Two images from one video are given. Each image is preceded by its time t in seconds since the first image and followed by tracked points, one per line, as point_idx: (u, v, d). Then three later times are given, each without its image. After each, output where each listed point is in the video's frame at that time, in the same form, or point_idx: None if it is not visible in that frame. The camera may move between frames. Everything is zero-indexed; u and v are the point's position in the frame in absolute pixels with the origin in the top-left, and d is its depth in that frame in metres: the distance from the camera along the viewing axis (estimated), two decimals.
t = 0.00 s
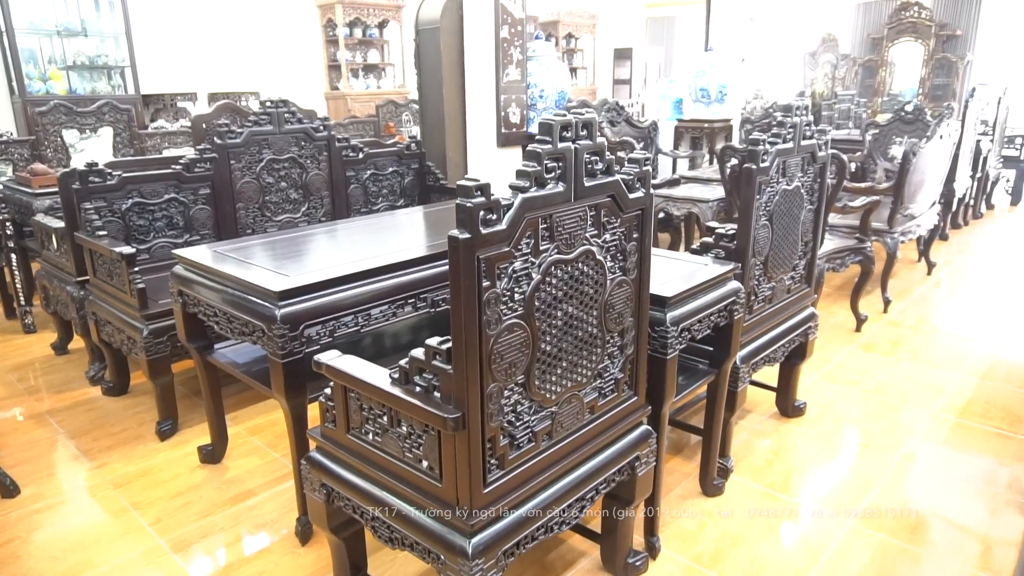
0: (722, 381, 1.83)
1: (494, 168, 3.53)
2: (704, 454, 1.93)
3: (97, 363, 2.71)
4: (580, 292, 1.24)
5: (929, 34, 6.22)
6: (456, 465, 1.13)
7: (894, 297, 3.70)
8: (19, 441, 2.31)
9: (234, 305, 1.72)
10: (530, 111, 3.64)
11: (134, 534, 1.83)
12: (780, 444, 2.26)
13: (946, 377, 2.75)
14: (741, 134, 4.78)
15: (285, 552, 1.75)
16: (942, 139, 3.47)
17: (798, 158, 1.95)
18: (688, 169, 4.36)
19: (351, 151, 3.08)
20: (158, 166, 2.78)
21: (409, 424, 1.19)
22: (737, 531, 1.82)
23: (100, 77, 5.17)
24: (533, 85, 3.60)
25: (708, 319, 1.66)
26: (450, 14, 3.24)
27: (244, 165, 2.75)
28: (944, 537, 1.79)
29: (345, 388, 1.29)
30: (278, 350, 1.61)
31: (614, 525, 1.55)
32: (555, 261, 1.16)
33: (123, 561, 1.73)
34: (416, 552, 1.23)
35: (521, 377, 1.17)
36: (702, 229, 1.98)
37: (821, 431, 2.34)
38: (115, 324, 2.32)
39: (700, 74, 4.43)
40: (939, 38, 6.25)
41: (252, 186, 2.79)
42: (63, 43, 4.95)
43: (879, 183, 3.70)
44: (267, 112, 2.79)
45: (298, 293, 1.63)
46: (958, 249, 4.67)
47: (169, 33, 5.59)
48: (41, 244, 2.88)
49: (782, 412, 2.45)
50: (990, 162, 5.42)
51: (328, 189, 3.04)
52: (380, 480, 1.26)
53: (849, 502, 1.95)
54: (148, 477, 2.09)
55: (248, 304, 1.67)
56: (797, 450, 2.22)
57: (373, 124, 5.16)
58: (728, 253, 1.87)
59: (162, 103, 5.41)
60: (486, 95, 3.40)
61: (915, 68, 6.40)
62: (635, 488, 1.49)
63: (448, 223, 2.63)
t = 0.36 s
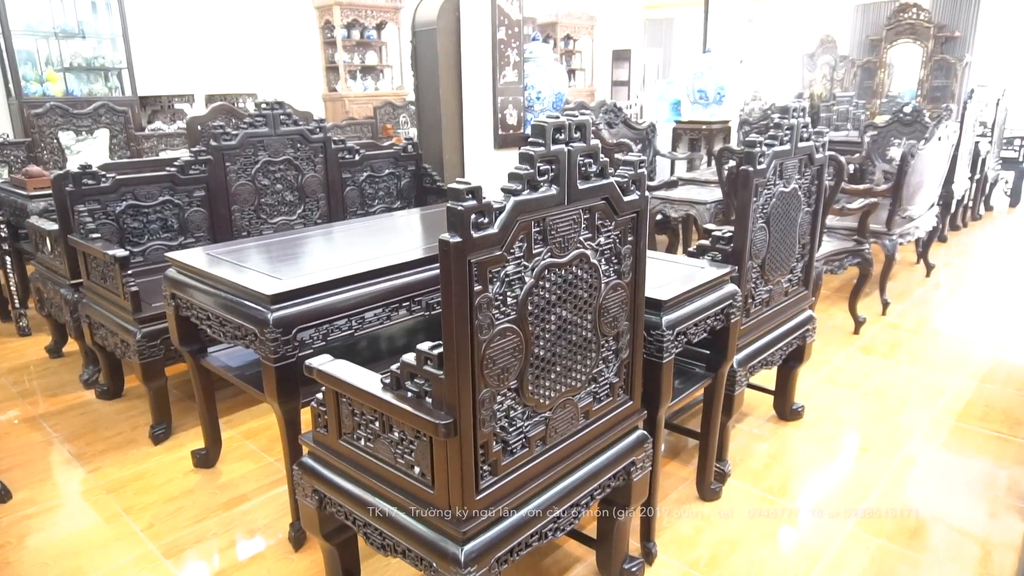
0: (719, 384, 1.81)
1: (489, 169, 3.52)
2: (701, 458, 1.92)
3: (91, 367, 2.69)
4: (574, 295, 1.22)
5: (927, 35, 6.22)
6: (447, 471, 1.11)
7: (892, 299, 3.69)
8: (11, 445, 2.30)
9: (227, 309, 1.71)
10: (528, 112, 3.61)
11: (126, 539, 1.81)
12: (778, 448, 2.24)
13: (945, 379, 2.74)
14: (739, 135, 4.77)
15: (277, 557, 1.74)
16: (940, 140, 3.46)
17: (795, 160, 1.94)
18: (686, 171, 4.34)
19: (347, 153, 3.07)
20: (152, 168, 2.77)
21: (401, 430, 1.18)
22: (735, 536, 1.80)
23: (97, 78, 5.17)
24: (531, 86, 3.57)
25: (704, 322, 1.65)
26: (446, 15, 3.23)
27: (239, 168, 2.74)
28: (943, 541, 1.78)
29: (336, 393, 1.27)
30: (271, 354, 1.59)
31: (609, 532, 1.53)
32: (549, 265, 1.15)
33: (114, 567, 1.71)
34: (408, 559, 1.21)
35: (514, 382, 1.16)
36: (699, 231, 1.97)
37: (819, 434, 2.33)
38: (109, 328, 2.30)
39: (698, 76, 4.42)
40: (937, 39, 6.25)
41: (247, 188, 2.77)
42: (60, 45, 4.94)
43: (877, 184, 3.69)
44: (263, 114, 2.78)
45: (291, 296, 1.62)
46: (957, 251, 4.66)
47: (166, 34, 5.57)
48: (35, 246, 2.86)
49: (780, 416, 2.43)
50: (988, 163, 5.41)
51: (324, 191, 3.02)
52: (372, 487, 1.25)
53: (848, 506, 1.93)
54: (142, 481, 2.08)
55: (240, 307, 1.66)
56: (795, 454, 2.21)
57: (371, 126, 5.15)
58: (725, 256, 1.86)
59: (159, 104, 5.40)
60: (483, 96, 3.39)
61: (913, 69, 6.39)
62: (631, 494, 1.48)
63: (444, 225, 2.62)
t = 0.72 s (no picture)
0: (719, 384, 1.79)
1: (488, 168, 3.49)
2: (701, 459, 1.90)
3: (85, 367, 2.67)
4: (573, 293, 1.20)
5: (926, 36, 6.22)
6: (444, 472, 1.09)
7: (893, 300, 3.68)
8: (4, 446, 2.27)
9: (221, 307, 1.68)
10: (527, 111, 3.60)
11: (118, 541, 1.79)
12: (779, 449, 2.22)
13: (947, 380, 2.72)
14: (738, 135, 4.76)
15: (272, 560, 1.71)
16: (941, 140, 3.44)
17: (796, 158, 1.92)
18: (686, 171, 4.33)
19: (345, 152, 3.05)
20: (148, 166, 2.75)
21: (397, 431, 1.16)
22: (735, 539, 1.78)
23: (94, 78, 5.14)
24: (529, 86, 3.55)
25: (705, 321, 1.63)
26: (445, 12, 3.21)
27: (235, 166, 2.71)
28: (944, 543, 1.75)
29: (331, 392, 1.25)
30: (265, 353, 1.57)
31: (608, 534, 1.51)
32: (548, 262, 1.13)
33: (106, 569, 1.68)
34: (404, 562, 1.19)
35: (512, 382, 1.13)
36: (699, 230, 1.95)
37: (820, 436, 2.31)
38: (103, 327, 2.28)
39: (697, 75, 4.40)
40: (937, 40, 6.24)
41: (244, 187, 2.75)
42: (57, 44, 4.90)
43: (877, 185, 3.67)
44: (259, 112, 2.76)
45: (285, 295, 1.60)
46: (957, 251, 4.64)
47: (164, 34, 5.55)
48: (30, 246, 2.84)
49: (781, 417, 2.41)
50: (988, 164, 5.40)
51: (321, 191, 3.00)
52: (367, 488, 1.22)
53: (849, 508, 1.91)
54: (135, 483, 2.05)
55: (235, 306, 1.63)
56: (796, 455, 2.19)
57: (369, 126, 5.13)
58: (725, 255, 1.84)
59: (156, 104, 5.36)
60: (482, 95, 3.37)
61: (913, 70, 6.38)
62: (631, 495, 1.46)
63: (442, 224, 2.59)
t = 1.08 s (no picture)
0: (718, 388, 1.80)
1: (487, 171, 3.52)
2: (701, 463, 1.90)
3: (84, 371, 2.67)
4: (572, 299, 1.20)
5: (925, 39, 6.23)
6: (443, 478, 1.09)
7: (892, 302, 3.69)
8: (3, 450, 2.27)
9: (221, 312, 1.68)
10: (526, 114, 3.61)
11: (117, 546, 1.79)
12: (779, 452, 2.23)
13: (946, 383, 2.72)
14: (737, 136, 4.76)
15: (272, 564, 1.71)
16: (940, 142, 3.45)
17: (795, 162, 1.92)
18: (685, 173, 4.33)
19: (344, 155, 3.05)
20: (147, 170, 2.75)
21: (396, 436, 1.16)
22: (735, 542, 1.78)
23: (93, 81, 5.13)
24: (528, 88, 3.55)
25: (705, 325, 1.63)
26: (444, 17, 3.20)
27: (234, 170, 2.71)
28: (944, 547, 1.76)
29: (331, 397, 1.25)
30: (265, 357, 1.57)
31: (608, 538, 1.51)
32: (548, 268, 1.13)
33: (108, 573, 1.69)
34: (404, 567, 1.19)
35: (512, 387, 1.14)
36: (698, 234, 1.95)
37: (820, 439, 2.31)
38: (103, 331, 2.28)
39: (696, 78, 4.39)
40: (935, 42, 6.25)
41: (243, 191, 2.75)
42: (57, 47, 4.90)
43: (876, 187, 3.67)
44: (258, 116, 2.76)
45: (285, 299, 1.60)
46: (955, 254, 4.66)
47: (163, 37, 5.55)
48: (29, 249, 2.84)
49: (780, 419, 2.42)
50: (987, 166, 5.40)
51: (320, 194, 3.00)
52: (366, 494, 1.23)
53: (849, 511, 1.91)
54: (135, 487, 2.05)
55: (234, 311, 1.63)
56: (796, 458, 2.19)
57: (368, 128, 5.14)
58: (724, 259, 1.84)
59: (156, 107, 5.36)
60: (481, 98, 3.37)
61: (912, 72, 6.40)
62: (630, 500, 1.46)
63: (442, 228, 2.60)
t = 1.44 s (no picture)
0: (718, 384, 1.79)
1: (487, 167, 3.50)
2: (701, 459, 1.90)
3: (83, 367, 2.66)
4: (572, 292, 1.20)
5: (924, 38, 6.23)
6: (442, 471, 1.08)
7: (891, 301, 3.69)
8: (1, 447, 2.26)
9: (220, 307, 1.68)
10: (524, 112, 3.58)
11: (116, 542, 1.78)
12: (778, 449, 2.22)
13: (946, 382, 2.72)
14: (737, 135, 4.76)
15: (270, 560, 1.71)
16: (939, 141, 3.44)
17: (795, 158, 1.92)
18: (685, 172, 4.33)
19: (343, 152, 3.04)
20: (146, 166, 2.74)
21: (396, 429, 1.15)
22: (735, 539, 1.78)
23: (92, 79, 5.12)
24: (527, 86, 3.54)
25: (705, 320, 1.63)
26: (443, 15, 3.20)
27: (233, 166, 2.71)
28: (943, 544, 1.75)
29: (330, 391, 1.25)
30: (264, 352, 1.56)
31: (607, 535, 1.51)
32: (548, 261, 1.13)
33: (106, 569, 1.68)
34: (403, 561, 1.18)
35: (512, 381, 1.13)
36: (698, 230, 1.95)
37: (820, 436, 2.31)
38: (101, 328, 2.27)
39: (696, 77, 4.39)
40: (935, 42, 6.24)
41: (242, 188, 2.74)
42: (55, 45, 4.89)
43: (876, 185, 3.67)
44: (258, 112, 2.76)
45: (284, 294, 1.59)
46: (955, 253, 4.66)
47: (162, 35, 5.54)
48: (27, 246, 2.83)
49: (780, 417, 2.41)
50: (986, 166, 5.40)
51: (319, 192, 3.00)
52: (365, 488, 1.22)
53: (848, 509, 1.91)
54: (133, 483, 2.05)
55: (233, 306, 1.63)
56: (796, 456, 2.19)
57: (368, 127, 5.13)
58: (725, 255, 1.84)
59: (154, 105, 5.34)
60: (480, 96, 3.36)
61: (911, 72, 6.40)
62: (630, 495, 1.45)
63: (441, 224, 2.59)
